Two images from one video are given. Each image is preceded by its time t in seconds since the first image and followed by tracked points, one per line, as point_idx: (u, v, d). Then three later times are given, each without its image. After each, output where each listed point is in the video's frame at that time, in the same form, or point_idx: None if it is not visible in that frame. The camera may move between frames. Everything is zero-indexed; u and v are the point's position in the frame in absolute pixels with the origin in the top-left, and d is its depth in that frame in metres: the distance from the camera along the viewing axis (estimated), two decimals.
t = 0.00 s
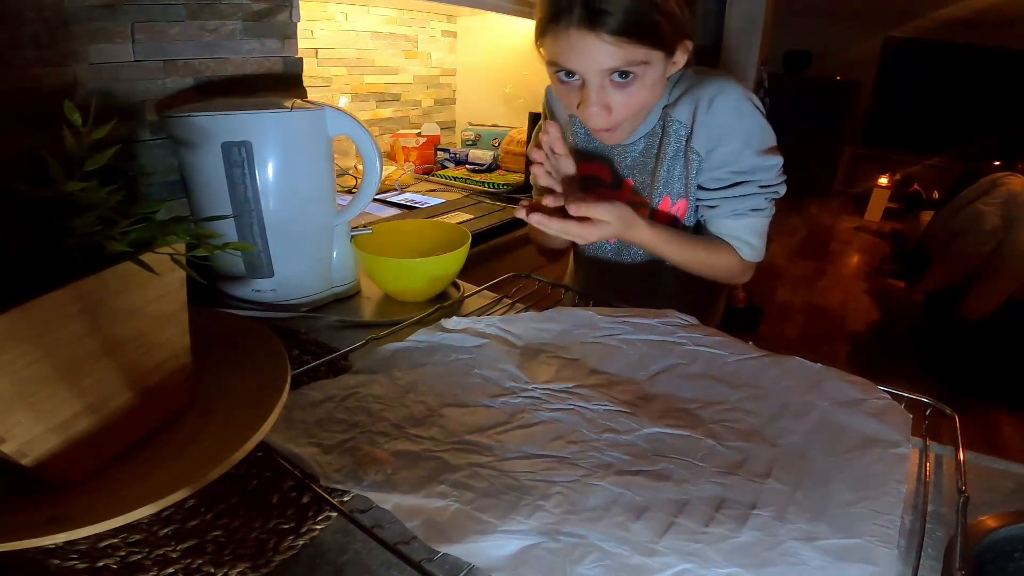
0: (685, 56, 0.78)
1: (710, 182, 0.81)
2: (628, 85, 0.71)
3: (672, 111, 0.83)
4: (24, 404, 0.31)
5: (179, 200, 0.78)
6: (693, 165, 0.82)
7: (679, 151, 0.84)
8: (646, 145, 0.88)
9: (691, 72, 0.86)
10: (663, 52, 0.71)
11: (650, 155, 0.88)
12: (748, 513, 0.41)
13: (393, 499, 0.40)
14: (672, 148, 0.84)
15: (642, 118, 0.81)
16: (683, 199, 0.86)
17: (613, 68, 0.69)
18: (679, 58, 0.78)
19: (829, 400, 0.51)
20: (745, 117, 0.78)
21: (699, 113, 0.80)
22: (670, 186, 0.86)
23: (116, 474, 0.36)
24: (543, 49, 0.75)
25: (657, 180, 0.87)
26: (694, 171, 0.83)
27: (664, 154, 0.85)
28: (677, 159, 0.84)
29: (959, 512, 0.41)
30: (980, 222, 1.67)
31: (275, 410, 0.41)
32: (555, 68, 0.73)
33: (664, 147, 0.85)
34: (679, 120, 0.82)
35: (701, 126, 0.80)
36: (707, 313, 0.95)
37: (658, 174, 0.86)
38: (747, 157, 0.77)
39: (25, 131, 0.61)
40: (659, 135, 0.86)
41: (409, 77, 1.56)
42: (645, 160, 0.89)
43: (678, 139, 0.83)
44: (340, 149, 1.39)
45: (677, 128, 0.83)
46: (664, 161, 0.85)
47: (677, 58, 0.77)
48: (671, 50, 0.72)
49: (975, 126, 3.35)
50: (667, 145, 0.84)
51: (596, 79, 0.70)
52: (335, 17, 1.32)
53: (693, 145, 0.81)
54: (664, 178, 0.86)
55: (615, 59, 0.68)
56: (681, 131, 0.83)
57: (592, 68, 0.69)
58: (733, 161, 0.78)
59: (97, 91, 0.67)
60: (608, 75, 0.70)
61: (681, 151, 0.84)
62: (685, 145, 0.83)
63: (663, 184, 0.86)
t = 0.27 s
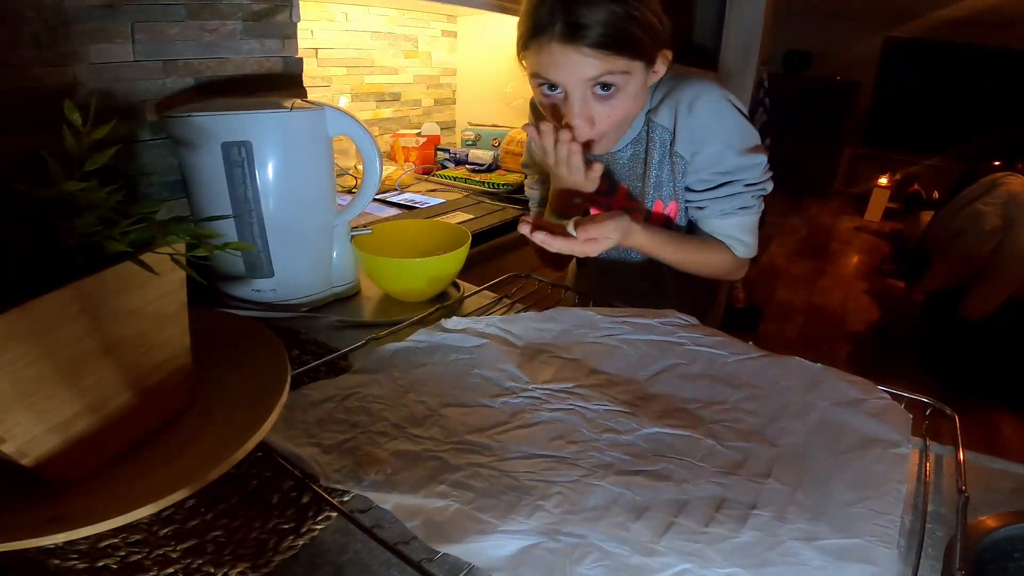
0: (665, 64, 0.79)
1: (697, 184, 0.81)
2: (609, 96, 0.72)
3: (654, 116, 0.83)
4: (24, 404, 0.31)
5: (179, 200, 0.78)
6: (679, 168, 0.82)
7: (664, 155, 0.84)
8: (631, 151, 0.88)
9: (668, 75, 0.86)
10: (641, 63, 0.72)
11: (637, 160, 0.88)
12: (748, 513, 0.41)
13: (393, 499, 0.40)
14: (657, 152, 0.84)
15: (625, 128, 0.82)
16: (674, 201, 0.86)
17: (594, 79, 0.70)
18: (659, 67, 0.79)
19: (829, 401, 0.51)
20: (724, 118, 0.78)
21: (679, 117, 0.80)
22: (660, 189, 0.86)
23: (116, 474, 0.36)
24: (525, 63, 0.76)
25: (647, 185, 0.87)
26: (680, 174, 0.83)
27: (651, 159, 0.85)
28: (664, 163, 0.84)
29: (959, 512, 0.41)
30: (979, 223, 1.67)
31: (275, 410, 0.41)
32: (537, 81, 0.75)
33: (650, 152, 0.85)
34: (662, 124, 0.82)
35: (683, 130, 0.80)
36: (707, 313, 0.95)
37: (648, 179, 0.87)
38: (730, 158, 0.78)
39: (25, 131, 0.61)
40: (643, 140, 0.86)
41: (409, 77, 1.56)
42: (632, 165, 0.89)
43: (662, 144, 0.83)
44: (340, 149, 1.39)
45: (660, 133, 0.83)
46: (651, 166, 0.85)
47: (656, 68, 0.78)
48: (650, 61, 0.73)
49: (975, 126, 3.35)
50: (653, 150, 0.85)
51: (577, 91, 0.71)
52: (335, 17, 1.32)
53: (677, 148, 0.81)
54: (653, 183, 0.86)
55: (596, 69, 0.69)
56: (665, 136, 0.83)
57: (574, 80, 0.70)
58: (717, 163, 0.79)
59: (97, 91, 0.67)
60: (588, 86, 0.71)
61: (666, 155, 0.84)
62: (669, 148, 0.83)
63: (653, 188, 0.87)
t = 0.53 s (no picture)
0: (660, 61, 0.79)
1: (696, 182, 0.82)
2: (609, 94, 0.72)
3: (650, 117, 0.83)
4: (24, 404, 0.31)
5: (179, 200, 0.78)
6: (677, 167, 0.83)
7: (662, 154, 0.84)
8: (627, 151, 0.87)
9: (658, 76, 0.86)
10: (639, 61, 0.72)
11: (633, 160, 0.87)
12: (748, 513, 0.41)
13: (393, 499, 0.40)
14: (654, 152, 0.84)
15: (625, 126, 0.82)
16: (673, 200, 0.86)
17: (594, 78, 0.70)
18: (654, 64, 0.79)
19: (829, 401, 0.51)
20: (721, 116, 0.79)
21: (676, 116, 0.80)
22: (659, 188, 0.86)
23: (116, 474, 0.36)
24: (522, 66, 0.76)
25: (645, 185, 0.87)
26: (679, 172, 0.83)
27: (648, 159, 0.85)
28: (661, 163, 0.84)
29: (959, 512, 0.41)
30: (978, 223, 1.68)
31: (275, 410, 0.41)
32: (536, 84, 0.74)
33: (647, 152, 0.84)
34: (658, 124, 0.82)
35: (680, 129, 0.80)
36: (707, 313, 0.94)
37: (646, 180, 0.87)
38: (727, 155, 0.79)
39: (24, 131, 0.61)
40: (639, 141, 0.86)
41: (409, 77, 1.56)
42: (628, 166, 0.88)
43: (659, 144, 0.83)
44: (340, 149, 1.39)
45: (657, 133, 0.83)
46: (649, 166, 0.85)
47: (651, 68, 0.78)
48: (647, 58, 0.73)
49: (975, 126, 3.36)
50: (651, 149, 0.84)
51: (577, 92, 0.71)
52: (336, 16, 1.32)
53: (675, 147, 0.81)
54: (651, 182, 0.86)
55: (596, 69, 0.69)
56: (662, 136, 0.83)
57: (574, 80, 0.70)
58: (716, 161, 0.79)
59: (97, 91, 0.67)
60: (588, 86, 0.71)
61: (664, 155, 0.84)
62: (666, 148, 0.83)
63: (652, 188, 0.86)
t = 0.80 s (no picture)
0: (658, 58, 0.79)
1: (692, 179, 0.82)
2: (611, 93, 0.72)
3: (647, 116, 0.83)
4: (24, 404, 0.31)
5: (179, 200, 0.78)
6: (674, 165, 0.83)
7: (659, 153, 0.84)
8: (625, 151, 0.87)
9: (653, 75, 0.86)
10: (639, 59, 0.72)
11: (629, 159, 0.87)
12: (747, 513, 0.41)
13: (393, 499, 0.40)
14: (651, 151, 0.84)
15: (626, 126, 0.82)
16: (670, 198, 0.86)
17: (596, 78, 0.70)
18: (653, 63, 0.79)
19: (829, 401, 0.51)
20: (717, 114, 0.79)
21: (673, 115, 0.80)
22: (656, 187, 0.86)
23: (116, 474, 0.36)
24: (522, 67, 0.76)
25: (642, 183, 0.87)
26: (676, 170, 0.83)
27: (646, 158, 0.85)
28: (658, 161, 0.84)
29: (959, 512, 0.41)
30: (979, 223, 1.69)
31: (275, 410, 0.41)
32: (537, 85, 0.74)
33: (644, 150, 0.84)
34: (655, 123, 0.82)
35: (677, 127, 0.80)
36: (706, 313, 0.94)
37: (644, 180, 0.87)
38: (724, 153, 0.79)
39: (24, 130, 0.61)
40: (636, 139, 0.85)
41: (409, 77, 1.56)
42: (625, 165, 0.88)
43: (656, 142, 0.83)
44: (340, 149, 1.39)
45: (654, 131, 0.83)
46: (646, 165, 0.85)
47: (650, 67, 0.78)
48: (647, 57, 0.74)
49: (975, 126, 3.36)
50: (647, 148, 0.84)
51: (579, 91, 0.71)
52: (335, 16, 1.32)
53: (673, 145, 0.81)
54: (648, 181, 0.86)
55: (598, 68, 0.69)
56: (659, 134, 0.82)
57: (575, 80, 0.70)
58: (713, 158, 0.80)
59: (97, 91, 0.67)
60: (591, 85, 0.71)
61: (661, 154, 0.83)
62: (663, 147, 0.83)
63: (649, 186, 0.86)
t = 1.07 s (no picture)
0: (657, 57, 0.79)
1: (690, 178, 0.82)
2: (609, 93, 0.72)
3: (645, 115, 0.83)
4: (24, 404, 0.31)
5: (179, 200, 0.78)
6: (672, 164, 0.83)
7: (657, 153, 0.83)
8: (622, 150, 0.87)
9: (650, 75, 0.86)
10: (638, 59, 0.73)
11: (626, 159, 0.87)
12: (747, 513, 0.41)
13: (393, 499, 0.40)
14: (649, 150, 0.84)
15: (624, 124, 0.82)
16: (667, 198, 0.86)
17: (595, 78, 0.70)
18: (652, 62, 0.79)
19: (829, 400, 0.51)
20: (715, 114, 0.79)
21: (672, 114, 0.80)
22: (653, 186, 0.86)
23: (116, 474, 0.36)
24: (521, 66, 0.75)
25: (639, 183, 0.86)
26: (674, 170, 0.83)
27: (643, 157, 0.85)
28: (656, 161, 0.84)
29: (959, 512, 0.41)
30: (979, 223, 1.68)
31: (275, 410, 0.41)
32: (536, 84, 0.74)
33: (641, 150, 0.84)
34: (653, 123, 0.82)
35: (676, 126, 0.80)
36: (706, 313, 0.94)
37: (640, 179, 0.86)
38: (722, 152, 0.79)
39: (24, 130, 0.61)
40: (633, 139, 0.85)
41: (409, 77, 1.56)
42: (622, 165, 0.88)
43: (654, 142, 0.83)
44: (340, 149, 1.39)
45: (651, 131, 0.82)
46: (643, 165, 0.85)
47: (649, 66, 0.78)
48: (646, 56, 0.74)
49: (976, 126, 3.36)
50: (645, 147, 0.84)
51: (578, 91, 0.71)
52: (335, 17, 1.32)
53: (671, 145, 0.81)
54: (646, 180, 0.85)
55: (597, 67, 0.69)
56: (657, 134, 0.82)
57: (575, 79, 0.70)
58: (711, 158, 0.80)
59: (97, 91, 0.67)
60: (589, 85, 0.71)
61: (658, 153, 0.83)
62: (661, 147, 0.83)
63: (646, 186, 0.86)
